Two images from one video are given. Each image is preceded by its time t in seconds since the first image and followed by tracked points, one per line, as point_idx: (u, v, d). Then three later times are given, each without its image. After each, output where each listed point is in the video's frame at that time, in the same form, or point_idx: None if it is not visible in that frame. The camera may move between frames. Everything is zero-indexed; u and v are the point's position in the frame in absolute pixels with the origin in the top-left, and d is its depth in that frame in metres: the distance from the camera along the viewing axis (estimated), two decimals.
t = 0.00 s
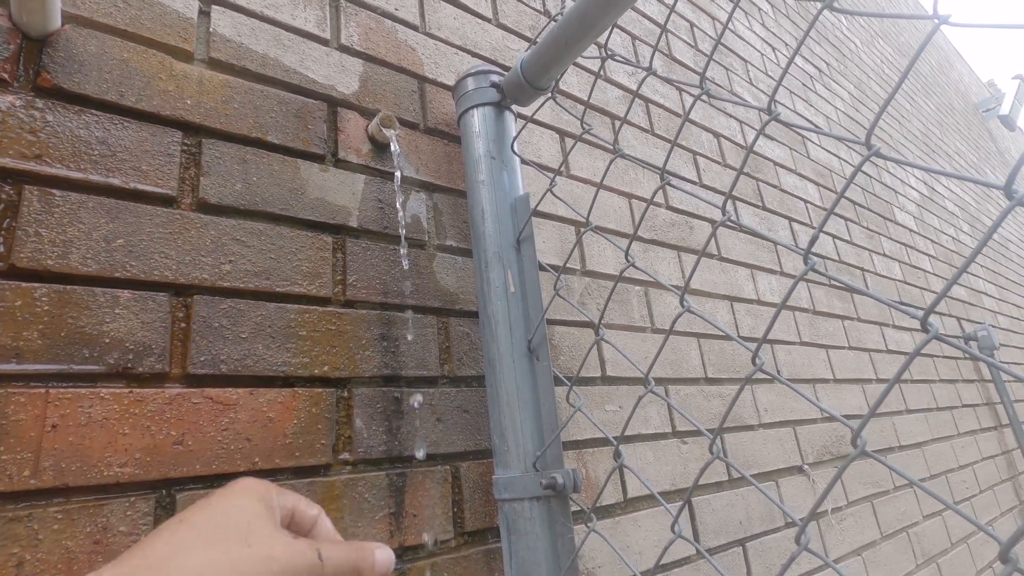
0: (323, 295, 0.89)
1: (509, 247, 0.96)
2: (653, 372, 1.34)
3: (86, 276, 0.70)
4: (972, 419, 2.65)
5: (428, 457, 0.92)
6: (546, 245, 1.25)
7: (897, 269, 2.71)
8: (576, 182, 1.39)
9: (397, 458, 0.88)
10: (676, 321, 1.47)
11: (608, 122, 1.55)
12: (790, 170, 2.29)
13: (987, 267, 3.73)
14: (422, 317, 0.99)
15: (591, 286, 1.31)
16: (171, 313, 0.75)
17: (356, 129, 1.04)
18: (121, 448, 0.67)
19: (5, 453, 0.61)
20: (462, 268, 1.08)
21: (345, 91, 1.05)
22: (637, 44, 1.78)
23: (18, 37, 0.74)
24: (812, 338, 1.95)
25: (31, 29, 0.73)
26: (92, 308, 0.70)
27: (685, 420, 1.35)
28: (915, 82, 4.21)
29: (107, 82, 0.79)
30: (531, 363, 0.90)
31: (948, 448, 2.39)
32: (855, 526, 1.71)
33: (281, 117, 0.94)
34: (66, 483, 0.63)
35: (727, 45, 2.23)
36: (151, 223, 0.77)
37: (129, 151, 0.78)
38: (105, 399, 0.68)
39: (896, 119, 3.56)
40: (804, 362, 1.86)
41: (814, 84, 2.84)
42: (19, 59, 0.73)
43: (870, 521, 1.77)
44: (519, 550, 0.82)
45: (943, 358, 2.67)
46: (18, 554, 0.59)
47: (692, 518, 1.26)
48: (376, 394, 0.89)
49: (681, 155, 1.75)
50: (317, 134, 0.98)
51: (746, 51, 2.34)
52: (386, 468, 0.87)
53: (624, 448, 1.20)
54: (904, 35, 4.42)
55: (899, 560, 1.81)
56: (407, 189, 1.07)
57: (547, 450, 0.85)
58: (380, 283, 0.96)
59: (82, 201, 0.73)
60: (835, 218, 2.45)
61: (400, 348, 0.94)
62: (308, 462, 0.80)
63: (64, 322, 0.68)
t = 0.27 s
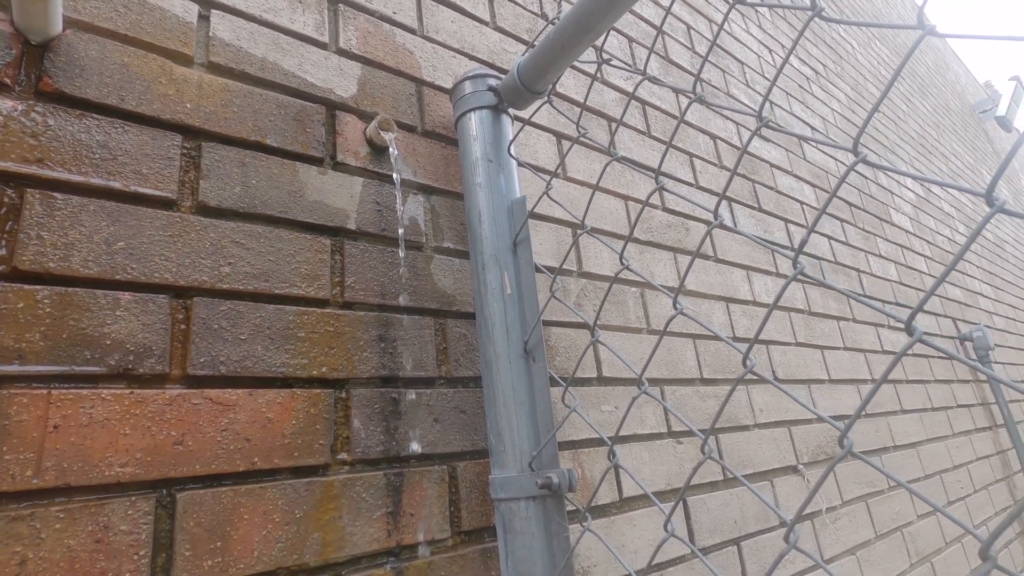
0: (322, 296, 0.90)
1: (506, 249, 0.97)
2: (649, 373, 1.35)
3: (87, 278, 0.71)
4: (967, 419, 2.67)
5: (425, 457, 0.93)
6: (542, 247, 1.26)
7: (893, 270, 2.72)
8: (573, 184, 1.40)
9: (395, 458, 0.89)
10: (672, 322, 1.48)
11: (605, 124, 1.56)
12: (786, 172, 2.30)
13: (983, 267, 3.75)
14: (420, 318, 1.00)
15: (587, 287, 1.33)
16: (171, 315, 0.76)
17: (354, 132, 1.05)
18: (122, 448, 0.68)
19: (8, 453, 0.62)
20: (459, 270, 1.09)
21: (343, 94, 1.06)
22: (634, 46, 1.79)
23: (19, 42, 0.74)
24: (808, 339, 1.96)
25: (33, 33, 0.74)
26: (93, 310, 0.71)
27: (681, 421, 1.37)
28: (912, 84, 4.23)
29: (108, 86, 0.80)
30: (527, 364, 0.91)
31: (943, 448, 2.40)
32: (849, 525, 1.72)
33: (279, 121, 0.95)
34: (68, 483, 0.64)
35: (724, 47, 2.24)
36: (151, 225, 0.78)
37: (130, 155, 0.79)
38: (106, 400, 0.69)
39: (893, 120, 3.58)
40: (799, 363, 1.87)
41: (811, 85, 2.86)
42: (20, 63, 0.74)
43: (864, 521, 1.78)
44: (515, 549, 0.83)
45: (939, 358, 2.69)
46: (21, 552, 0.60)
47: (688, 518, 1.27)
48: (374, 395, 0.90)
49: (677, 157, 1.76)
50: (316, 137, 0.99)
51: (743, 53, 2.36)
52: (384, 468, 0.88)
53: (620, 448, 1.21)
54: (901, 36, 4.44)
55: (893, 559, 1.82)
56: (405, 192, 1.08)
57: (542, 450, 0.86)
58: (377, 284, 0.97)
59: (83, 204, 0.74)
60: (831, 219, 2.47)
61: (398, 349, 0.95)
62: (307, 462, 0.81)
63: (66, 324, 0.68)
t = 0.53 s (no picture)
0: (325, 297, 0.91)
1: (508, 251, 0.98)
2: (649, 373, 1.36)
3: (92, 279, 0.72)
4: (964, 419, 2.68)
5: (427, 456, 0.93)
6: (543, 248, 1.27)
7: (891, 271, 2.73)
8: (573, 185, 1.41)
9: (397, 458, 0.90)
10: (672, 323, 1.49)
11: (605, 126, 1.57)
12: (785, 173, 2.31)
13: (981, 268, 3.77)
14: (422, 319, 1.01)
15: (587, 288, 1.33)
16: (175, 315, 0.77)
17: (357, 133, 1.05)
18: (127, 447, 0.69)
19: (15, 452, 0.62)
20: (460, 270, 1.10)
21: (346, 96, 1.06)
22: (634, 48, 1.80)
23: (25, 44, 0.75)
24: (807, 339, 1.97)
25: (38, 35, 0.74)
26: (99, 311, 0.71)
27: (680, 421, 1.38)
28: (910, 85, 4.25)
29: (113, 88, 0.80)
30: (528, 365, 0.92)
31: (941, 448, 2.41)
32: (847, 525, 1.73)
33: (282, 122, 0.96)
34: (74, 482, 0.65)
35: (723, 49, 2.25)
36: (156, 227, 0.78)
37: (134, 156, 0.79)
38: (112, 400, 0.69)
39: (891, 121, 3.60)
40: (798, 363, 1.88)
41: (810, 87, 2.87)
42: (26, 65, 0.75)
43: (862, 520, 1.79)
44: (517, 548, 0.84)
45: (937, 358, 2.70)
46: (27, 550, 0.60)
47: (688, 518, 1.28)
48: (377, 395, 0.91)
49: (677, 158, 1.77)
50: (318, 139, 1.00)
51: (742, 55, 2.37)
52: (387, 467, 0.88)
53: (621, 448, 1.22)
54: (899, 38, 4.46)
55: (891, 558, 1.84)
56: (406, 193, 1.08)
57: (544, 450, 0.87)
58: (380, 285, 0.97)
59: (88, 205, 0.74)
60: (830, 220, 2.48)
61: (400, 350, 0.96)
62: (310, 462, 0.81)
63: (72, 324, 0.69)
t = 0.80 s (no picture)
0: (315, 297, 0.90)
1: (499, 251, 0.98)
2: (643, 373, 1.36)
3: (80, 279, 0.72)
4: (960, 419, 2.69)
5: (418, 457, 0.93)
6: (536, 248, 1.27)
7: (887, 271, 2.74)
8: (567, 185, 1.41)
9: (388, 458, 0.89)
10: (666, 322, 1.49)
11: (600, 126, 1.57)
12: (781, 173, 2.31)
13: (977, 268, 3.78)
14: (414, 319, 1.01)
15: (581, 288, 1.33)
16: (164, 315, 0.77)
17: (349, 133, 1.05)
18: (114, 448, 0.68)
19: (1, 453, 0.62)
20: (453, 270, 1.10)
21: (338, 95, 1.06)
22: (629, 48, 1.80)
23: (13, 43, 0.75)
24: (802, 340, 1.97)
25: (26, 34, 0.74)
26: (86, 310, 0.71)
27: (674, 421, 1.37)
28: (908, 85, 4.26)
29: (102, 87, 0.80)
30: (520, 365, 0.92)
31: (936, 448, 2.42)
32: (841, 525, 1.73)
33: (274, 122, 0.96)
34: (60, 483, 0.64)
35: (719, 49, 2.25)
36: (145, 226, 0.78)
37: (124, 156, 0.79)
38: (99, 400, 0.69)
39: (888, 122, 3.60)
40: (793, 363, 1.88)
41: (807, 87, 2.87)
42: (14, 65, 0.74)
43: (856, 520, 1.79)
44: (507, 549, 0.84)
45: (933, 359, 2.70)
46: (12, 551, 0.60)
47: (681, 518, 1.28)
48: (367, 395, 0.91)
49: (672, 158, 1.77)
50: (310, 138, 1.00)
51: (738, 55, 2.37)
52: (377, 468, 0.88)
53: (614, 448, 1.22)
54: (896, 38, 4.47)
55: (886, 558, 1.84)
56: (399, 193, 1.08)
57: (534, 450, 0.86)
58: (371, 285, 0.97)
59: (76, 205, 0.74)
60: (825, 220, 2.48)
61: (391, 350, 0.96)
62: (300, 462, 0.81)
63: (59, 324, 0.69)
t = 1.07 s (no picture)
0: (311, 295, 0.90)
1: (495, 250, 0.98)
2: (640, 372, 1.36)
3: (73, 277, 0.71)
4: (957, 419, 2.69)
5: (413, 456, 0.93)
6: (533, 247, 1.27)
7: (884, 271, 2.74)
8: (564, 185, 1.41)
9: (383, 457, 0.89)
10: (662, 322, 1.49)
11: (597, 125, 1.57)
12: (778, 173, 2.32)
13: (975, 268, 3.78)
14: (409, 318, 1.01)
15: (578, 287, 1.33)
16: (158, 313, 0.76)
17: (345, 132, 1.05)
18: (107, 446, 0.68)
19: None
20: (449, 269, 1.09)
21: (334, 94, 1.06)
22: (626, 48, 1.80)
23: (7, 41, 0.75)
24: (799, 339, 1.98)
25: (20, 32, 0.74)
26: (80, 309, 0.71)
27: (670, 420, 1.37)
28: (906, 85, 4.27)
29: (97, 85, 0.80)
30: (515, 363, 0.92)
31: (933, 447, 2.42)
32: (838, 524, 1.74)
33: (269, 120, 0.96)
34: (53, 481, 0.64)
35: (717, 49, 2.26)
36: (139, 224, 0.78)
37: (118, 154, 0.79)
38: (92, 398, 0.69)
39: (886, 122, 3.61)
40: (790, 363, 1.89)
41: (805, 87, 2.88)
42: (7, 62, 0.74)
43: (854, 520, 1.80)
44: (502, 548, 0.84)
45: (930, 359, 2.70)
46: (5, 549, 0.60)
47: (677, 517, 1.28)
48: (363, 394, 0.90)
49: (669, 157, 1.77)
50: (306, 137, 0.99)
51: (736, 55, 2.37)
52: (372, 467, 0.88)
53: (610, 447, 1.22)
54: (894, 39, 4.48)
55: (883, 557, 1.84)
56: (395, 191, 1.08)
57: (530, 449, 0.86)
58: (367, 284, 0.97)
59: (70, 203, 0.74)
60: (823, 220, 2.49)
61: (386, 349, 0.96)
62: (294, 461, 0.81)
63: (52, 322, 0.69)
